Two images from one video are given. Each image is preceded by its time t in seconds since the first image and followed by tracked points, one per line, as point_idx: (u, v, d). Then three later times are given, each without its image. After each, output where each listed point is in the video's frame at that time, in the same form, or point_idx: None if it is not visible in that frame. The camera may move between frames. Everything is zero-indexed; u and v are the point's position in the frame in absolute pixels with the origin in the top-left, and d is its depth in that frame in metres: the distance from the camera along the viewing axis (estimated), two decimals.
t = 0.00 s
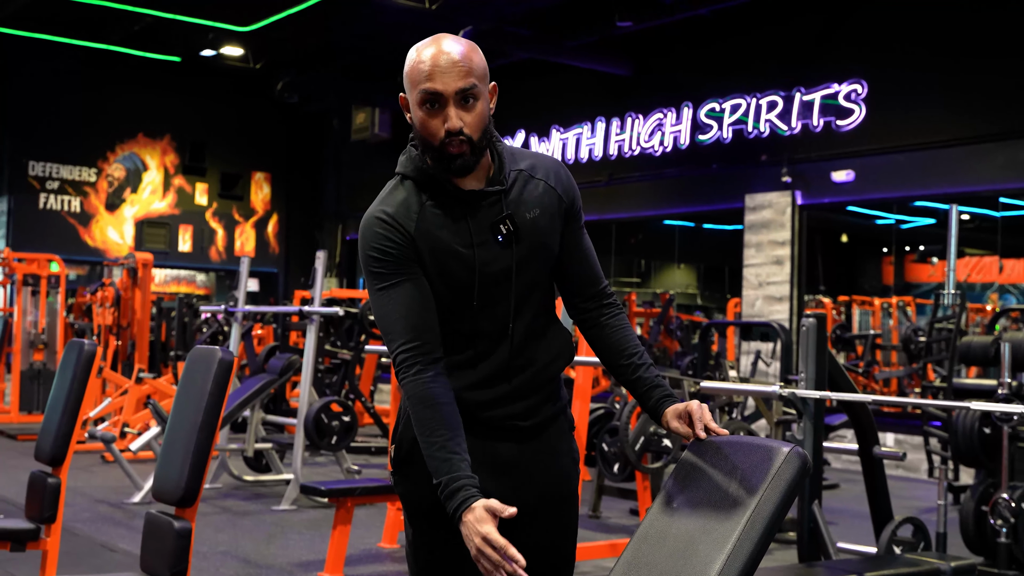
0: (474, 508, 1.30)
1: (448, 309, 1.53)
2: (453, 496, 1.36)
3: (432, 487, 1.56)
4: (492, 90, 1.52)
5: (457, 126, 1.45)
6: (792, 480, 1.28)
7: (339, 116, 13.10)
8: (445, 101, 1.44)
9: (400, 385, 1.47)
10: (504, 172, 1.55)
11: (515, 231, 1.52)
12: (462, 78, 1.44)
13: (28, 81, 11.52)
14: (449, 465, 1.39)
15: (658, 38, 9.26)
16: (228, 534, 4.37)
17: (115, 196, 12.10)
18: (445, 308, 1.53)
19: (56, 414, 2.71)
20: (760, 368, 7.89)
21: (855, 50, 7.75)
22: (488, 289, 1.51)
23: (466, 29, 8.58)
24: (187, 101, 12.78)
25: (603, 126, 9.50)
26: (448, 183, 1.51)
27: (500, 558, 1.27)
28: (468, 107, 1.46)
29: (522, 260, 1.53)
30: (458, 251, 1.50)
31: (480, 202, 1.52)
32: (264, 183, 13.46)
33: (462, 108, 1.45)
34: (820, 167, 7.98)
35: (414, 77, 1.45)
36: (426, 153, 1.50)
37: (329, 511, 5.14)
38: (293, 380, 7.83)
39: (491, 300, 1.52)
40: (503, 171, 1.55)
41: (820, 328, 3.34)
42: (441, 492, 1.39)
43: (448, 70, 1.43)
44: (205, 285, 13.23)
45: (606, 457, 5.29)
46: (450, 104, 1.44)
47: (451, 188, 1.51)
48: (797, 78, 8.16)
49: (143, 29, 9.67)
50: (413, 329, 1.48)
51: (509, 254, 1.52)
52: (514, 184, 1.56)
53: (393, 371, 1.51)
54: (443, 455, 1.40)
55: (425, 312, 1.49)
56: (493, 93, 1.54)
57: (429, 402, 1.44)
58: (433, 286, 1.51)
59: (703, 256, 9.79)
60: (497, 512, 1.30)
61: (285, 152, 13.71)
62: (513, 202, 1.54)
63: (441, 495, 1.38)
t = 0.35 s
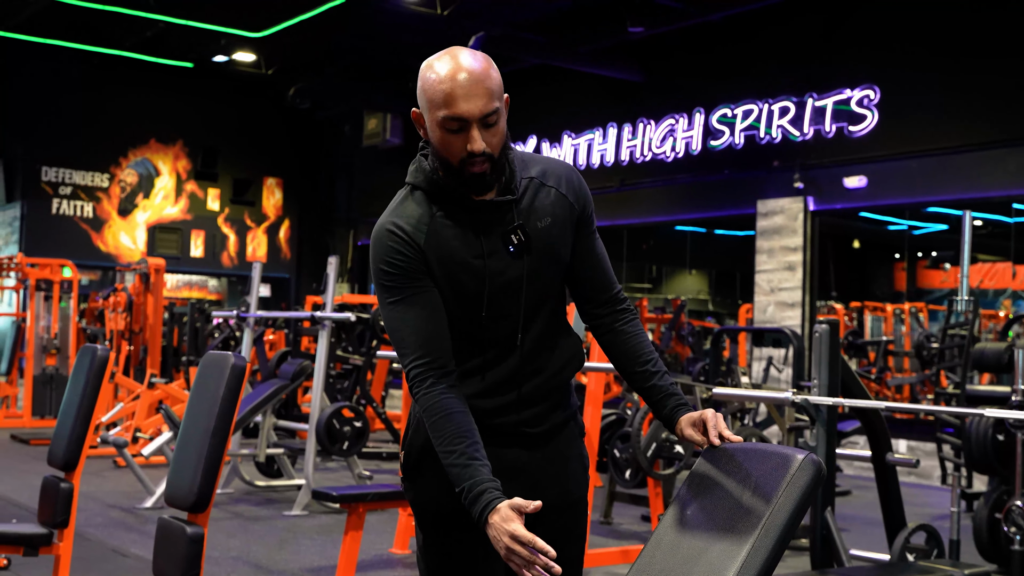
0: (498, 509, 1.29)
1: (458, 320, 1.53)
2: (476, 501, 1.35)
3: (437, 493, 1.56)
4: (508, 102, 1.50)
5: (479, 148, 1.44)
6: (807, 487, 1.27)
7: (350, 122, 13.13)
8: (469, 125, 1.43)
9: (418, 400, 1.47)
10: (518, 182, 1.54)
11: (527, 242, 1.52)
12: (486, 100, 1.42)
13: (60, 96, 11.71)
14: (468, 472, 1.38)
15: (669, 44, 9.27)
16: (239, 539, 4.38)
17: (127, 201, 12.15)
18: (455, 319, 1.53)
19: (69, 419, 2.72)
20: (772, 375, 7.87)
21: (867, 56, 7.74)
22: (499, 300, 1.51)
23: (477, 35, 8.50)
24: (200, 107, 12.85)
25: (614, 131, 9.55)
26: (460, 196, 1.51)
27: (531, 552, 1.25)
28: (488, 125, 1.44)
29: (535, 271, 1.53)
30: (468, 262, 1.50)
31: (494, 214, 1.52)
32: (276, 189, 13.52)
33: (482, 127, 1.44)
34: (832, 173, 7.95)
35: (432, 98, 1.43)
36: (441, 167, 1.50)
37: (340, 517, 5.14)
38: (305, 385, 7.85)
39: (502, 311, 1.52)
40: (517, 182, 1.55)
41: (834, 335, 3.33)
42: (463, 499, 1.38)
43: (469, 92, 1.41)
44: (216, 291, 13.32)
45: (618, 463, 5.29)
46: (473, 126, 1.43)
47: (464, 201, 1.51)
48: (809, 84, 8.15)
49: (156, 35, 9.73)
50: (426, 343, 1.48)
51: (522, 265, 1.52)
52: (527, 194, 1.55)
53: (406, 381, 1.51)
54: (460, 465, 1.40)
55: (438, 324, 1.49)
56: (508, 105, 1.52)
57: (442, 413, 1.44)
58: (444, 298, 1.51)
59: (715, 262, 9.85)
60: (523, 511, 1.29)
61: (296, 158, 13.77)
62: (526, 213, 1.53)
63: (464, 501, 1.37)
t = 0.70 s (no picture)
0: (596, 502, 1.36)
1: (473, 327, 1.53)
2: (561, 496, 1.39)
3: (448, 494, 1.57)
4: (491, 102, 1.50)
5: (466, 146, 1.44)
6: (812, 487, 1.27)
7: (353, 123, 13.13)
8: (446, 124, 1.42)
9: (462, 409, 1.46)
10: (514, 184, 1.54)
11: (531, 242, 1.52)
12: (460, 97, 1.42)
13: (63, 96, 11.72)
14: (544, 471, 1.40)
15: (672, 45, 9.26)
16: (243, 539, 4.38)
17: (130, 201, 12.16)
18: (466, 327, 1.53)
19: (72, 419, 2.72)
20: (775, 376, 7.87)
21: (871, 56, 7.72)
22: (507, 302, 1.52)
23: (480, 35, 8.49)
24: (203, 107, 12.86)
25: (618, 131, 9.46)
26: (462, 205, 1.50)
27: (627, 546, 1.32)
28: (469, 124, 1.44)
29: (537, 270, 1.54)
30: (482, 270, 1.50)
31: (494, 217, 1.52)
32: (279, 189, 13.53)
33: (463, 125, 1.44)
34: (836, 174, 7.94)
35: (411, 103, 1.44)
36: (435, 176, 1.48)
37: (344, 517, 5.14)
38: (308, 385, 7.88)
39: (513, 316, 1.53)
40: (512, 183, 1.55)
41: (838, 336, 3.33)
42: (543, 496, 1.40)
43: (445, 90, 1.42)
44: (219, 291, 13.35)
45: (621, 464, 5.28)
46: (452, 126, 1.43)
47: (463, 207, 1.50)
48: (814, 84, 8.13)
49: (160, 36, 9.75)
50: (459, 355, 1.46)
51: (527, 266, 1.52)
52: (525, 194, 1.55)
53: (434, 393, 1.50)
54: (532, 465, 1.41)
55: (465, 333, 1.47)
56: (492, 104, 1.52)
57: (505, 417, 1.43)
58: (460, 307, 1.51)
59: (717, 263, 9.88)
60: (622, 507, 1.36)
61: (299, 158, 13.77)
62: (525, 214, 1.53)
63: (545, 499, 1.40)
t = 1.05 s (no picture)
0: (453, 534, 1.35)
1: (462, 322, 1.52)
2: (428, 516, 1.41)
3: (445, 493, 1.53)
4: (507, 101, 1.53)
5: (490, 143, 1.46)
6: (822, 485, 1.26)
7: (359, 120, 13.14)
8: (476, 121, 1.44)
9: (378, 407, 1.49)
10: (519, 179, 1.54)
11: (526, 239, 1.52)
12: (489, 95, 1.44)
13: (69, 92, 11.74)
14: (420, 487, 1.43)
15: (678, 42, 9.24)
16: (248, 535, 4.39)
17: (136, 197, 12.18)
18: (454, 319, 1.53)
19: (78, 414, 2.73)
20: (781, 374, 7.86)
21: (878, 54, 7.69)
22: (495, 297, 1.50)
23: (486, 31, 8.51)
24: (208, 103, 12.87)
25: (624, 129, 9.42)
26: (463, 198, 1.51)
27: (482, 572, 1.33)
28: (492, 122, 1.46)
29: (533, 268, 1.52)
30: (470, 263, 1.50)
31: (494, 211, 1.52)
32: (284, 186, 13.54)
33: (490, 125, 1.46)
34: (842, 171, 7.92)
35: (431, 95, 1.44)
36: (446, 164, 1.50)
37: (350, 513, 5.15)
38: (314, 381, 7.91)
39: (507, 311, 1.51)
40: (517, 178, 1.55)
41: (845, 335, 3.32)
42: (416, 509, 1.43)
43: (473, 87, 1.42)
44: (225, 287, 13.40)
45: (626, 461, 5.29)
46: (482, 124, 1.45)
47: (462, 198, 1.51)
48: (820, 82, 8.11)
49: (165, 32, 9.76)
50: (405, 349, 1.49)
51: (521, 261, 1.51)
52: (528, 191, 1.55)
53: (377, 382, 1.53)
54: (409, 477, 1.44)
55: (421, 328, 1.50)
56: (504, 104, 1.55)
57: (404, 425, 1.47)
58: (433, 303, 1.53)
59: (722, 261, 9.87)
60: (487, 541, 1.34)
61: (304, 155, 13.78)
62: (524, 210, 1.53)
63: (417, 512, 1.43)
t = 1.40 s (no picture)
0: (319, 517, 1.56)
1: (449, 313, 1.55)
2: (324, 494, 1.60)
3: (448, 489, 1.53)
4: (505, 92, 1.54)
5: (474, 126, 1.48)
6: (831, 484, 1.26)
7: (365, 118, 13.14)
8: (463, 103, 1.47)
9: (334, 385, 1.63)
10: (514, 173, 1.54)
11: (510, 234, 1.51)
12: (478, 78, 1.47)
13: (76, 90, 11.77)
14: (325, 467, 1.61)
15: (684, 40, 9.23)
16: (256, 533, 4.40)
17: (143, 196, 12.20)
18: (439, 309, 1.56)
19: (86, 412, 2.73)
20: (788, 372, 7.85)
21: (885, 52, 7.66)
22: (470, 288, 1.52)
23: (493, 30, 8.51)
24: (215, 102, 12.89)
25: (630, 128, 9.41)
26: (451, 187, 1.54)
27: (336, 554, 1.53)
28: (480, 105, 1.48)
29: (516, 262, 1.50)
30: (448, 252, 1.53)
31: (480, 202, 1.53)
32: (291, 184, 13.56)
33: (479, 107, 1.48)
34: (849, 170, 7.90)
35: (427, 81, 1.48)
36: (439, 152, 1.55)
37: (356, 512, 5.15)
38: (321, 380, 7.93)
39: (489, 304, 1.51)
40: (513, 172, 1.55)
41: (852, 334, 3.32)
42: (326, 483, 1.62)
43: (462, 71, 1.46)
44: (231, 285, 13.46)
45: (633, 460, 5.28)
46: (468, 105, 1.47)
47: (449, 187, 1.55)
48: (827, 79, 8.08)
49: (173, 31, 9.78)
50: (365, 332, 1.61)
51: (502, 254, 1.51)
52: (522, 186, 1.54)
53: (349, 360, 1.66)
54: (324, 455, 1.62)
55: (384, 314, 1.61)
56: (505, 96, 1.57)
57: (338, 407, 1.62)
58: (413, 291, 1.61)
59: (729, 259, 9.85)
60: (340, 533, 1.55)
61: (311, 154, 13.80)
62: (513, 204, 1.53)
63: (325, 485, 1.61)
